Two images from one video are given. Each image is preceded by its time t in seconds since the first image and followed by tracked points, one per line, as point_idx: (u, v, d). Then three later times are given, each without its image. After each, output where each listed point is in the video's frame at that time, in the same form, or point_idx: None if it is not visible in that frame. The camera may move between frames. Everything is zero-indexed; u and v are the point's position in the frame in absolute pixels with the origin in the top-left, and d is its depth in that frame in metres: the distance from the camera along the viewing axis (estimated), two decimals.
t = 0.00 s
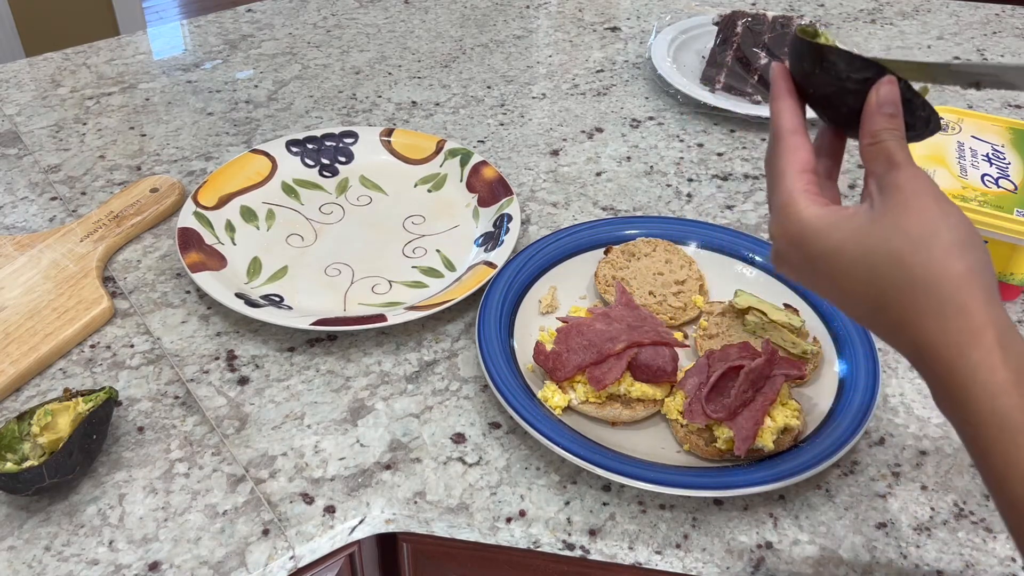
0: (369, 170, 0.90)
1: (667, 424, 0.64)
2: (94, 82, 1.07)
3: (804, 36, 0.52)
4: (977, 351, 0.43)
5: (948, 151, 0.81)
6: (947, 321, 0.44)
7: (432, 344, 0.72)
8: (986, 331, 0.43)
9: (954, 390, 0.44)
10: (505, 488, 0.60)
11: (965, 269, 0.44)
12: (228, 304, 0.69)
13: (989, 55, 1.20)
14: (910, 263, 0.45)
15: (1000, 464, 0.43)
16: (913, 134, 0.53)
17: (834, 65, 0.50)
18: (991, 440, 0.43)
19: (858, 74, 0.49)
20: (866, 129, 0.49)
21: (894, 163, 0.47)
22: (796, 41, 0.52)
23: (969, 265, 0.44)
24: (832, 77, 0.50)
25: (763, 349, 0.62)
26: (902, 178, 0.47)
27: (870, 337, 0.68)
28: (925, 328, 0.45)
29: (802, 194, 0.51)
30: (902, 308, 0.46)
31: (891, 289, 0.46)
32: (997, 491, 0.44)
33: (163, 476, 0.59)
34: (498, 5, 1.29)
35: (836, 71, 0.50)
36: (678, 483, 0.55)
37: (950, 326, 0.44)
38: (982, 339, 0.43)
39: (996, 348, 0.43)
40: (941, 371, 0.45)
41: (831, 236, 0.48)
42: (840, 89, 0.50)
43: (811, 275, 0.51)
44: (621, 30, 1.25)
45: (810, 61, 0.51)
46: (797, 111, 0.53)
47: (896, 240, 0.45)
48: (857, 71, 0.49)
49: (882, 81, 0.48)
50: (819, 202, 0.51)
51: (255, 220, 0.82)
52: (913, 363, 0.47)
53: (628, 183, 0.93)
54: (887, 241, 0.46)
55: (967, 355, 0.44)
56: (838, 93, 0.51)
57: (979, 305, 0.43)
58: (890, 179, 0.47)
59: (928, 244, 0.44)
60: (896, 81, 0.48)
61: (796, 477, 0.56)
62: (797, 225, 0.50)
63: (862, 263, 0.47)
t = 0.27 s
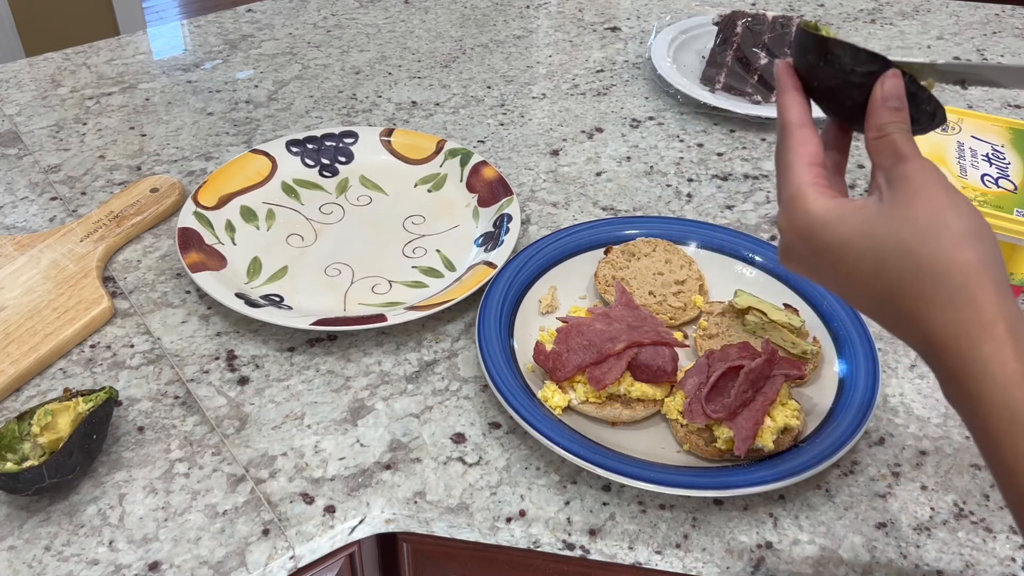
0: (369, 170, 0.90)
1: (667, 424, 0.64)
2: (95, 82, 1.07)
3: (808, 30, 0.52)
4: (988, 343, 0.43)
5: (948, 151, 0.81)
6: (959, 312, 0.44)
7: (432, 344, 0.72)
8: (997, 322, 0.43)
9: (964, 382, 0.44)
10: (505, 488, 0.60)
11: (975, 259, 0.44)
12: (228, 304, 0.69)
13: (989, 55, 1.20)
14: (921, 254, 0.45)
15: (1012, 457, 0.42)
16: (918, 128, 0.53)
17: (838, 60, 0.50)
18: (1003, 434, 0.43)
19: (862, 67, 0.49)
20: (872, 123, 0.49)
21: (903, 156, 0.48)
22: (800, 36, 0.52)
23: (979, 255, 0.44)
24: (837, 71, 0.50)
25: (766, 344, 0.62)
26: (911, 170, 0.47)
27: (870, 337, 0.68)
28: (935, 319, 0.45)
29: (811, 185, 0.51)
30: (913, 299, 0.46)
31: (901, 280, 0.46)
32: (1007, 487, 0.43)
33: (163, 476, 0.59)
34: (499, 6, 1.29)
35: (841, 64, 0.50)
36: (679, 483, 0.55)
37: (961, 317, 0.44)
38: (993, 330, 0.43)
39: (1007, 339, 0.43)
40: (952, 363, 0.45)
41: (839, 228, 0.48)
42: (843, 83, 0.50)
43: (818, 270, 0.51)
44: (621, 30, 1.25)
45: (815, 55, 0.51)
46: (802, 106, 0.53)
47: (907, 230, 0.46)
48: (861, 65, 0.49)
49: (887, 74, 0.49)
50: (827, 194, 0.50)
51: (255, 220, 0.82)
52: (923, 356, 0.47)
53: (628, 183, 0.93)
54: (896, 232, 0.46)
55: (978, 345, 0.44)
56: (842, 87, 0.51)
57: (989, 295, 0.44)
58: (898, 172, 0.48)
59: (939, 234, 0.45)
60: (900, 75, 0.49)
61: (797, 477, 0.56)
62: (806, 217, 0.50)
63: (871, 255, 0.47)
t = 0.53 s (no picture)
0: (369, 170, 0.90)
1: (666, 424, 0.64)
2: (95, 82, 1.07)
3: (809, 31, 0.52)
4: (991, 343, 0.44)
5: (948, 151, 0.81)
6: (961, 312, 0.44)
7: (432, 344, 0.72)
8: (999, 322, 0.43)
9: (966, 382, 0.45)
10: (505, 488, 0.60)
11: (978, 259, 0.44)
12: (228, 304, 0.69)
13: (988, 55, 1.20)
14: (923, 254, 0.45)
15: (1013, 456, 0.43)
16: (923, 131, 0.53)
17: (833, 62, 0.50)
18: (1005, 434, 0.43)
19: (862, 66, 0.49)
20: (872, 123, 0.48)
21: (904, 155, 0.47)
22: (801, 36, 0.52)
23: (982, 254, 0.44)
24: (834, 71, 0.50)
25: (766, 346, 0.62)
26: (914, 169, 0.47)
27: (870, 337, 0.68)
28: (937, 318, 0.45)
29: (812, 185, 0.51)
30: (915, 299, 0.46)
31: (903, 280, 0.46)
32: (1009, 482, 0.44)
33: (163, 476, 0.59)
34: (498, 5, 1.29)
35: (842, 65, 0.49)
36: (679, 483, 0.55)
37: (964, 317, 0.44)
38: (994, 329, 0.43)
39: (1009, 339, 0.43)
40: (954, 362, 0.45)
41: (841, 228, 0.48)
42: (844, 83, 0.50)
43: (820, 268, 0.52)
44: (621, 30, 1.25)
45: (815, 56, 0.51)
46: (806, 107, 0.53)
47: (909, 231, 0.46)
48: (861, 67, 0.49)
49: (887, 75, 0.48)
50: (828, 195, 0.51)
51: (255, 220, 0.82)
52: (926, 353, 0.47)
53: (628, 183, 0.93)
54: (898, 233, 0.46)
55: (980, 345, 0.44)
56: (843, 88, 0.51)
57: (991, 296, 0.44)
58: (901, 171, 0.47)
59: (941, 234, 0.45)
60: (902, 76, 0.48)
61: (797, 476, 0.56)
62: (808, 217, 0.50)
63: (873, 254, 0.47)
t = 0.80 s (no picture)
0: (369, 170, 0.90)
1: (666, 424, 0.64)
2: (95, 82, 1.07)
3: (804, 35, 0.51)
4: (984, 347, 0.44)
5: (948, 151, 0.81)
6: (954, 317, 0.44)
7: (432, 344, 0.72)
8: (991, 326, 0.44)
9: (960, 386, 0.45)
10: (505, 488, 0.60)
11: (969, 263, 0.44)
12: (228, 304, 0.69)
13: (989, 55, 1.20)
14: (916, 259, 0.45)
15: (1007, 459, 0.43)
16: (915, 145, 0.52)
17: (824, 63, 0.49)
18: (1000, 437, 0.43)
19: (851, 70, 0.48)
20: (862, 131, 0.48)
21: (896, 162, 0.47)
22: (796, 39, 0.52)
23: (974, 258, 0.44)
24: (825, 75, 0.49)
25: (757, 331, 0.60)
26: (906, 175, 0.47)
27: (869, 337, 0.68)
28: (930, 323, 0.45)
29: (806, 192, 0.51)
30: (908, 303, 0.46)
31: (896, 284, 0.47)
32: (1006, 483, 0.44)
33: (163, 476, 0.59)
34: (499, 5, 1.29)
35: (830, 69, 0.49)
36: (679, 483, 0.55)
37: (957, 322, 0.44)
38: (986, 333, 0.44)
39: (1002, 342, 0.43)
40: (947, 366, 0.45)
41: (834, 234, 0.49)
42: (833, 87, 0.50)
43: (815, 273, 0.52)
44: (621, 30, 1.25)
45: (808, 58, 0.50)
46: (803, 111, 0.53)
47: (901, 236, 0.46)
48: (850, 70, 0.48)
49: (874, 83, 0.48)
50: (822, 201, 0.51)
51: (255, 220, 0.82)
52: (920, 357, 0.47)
53: (628, 183, 0.93)
54: (890, 238, 0.46)
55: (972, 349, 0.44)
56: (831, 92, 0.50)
57: (983, 300, 0.44)
58: (893, 177, 0.47)
59: (934, 239, 0.45)
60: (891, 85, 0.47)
61: (797, 476, 0.56)
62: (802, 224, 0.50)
63: (866, 260, 0.47)
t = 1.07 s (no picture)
0: (369, 170, 0.90)
1: (666, 424, 0.64)
2: (95, 82, 1.07)
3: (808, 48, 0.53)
4: (976, 352, 0.43)
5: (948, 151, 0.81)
6: (946, 321, 0.44)
7: (433, 344, 0.72)
8: (983, 331, 0.43)
9: (951, 391, 0.44)
10: (505, 488, 0.60)
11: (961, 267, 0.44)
12: (228, 304, 0.69)
13: (989, 55, 1.20)
14: (908, 263, 0.45)
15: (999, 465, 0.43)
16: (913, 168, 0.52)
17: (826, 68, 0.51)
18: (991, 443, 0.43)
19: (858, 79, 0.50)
20: (862, 142, 0.49)
21: (893, 170, 0.47)
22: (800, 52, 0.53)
23: (966, 263, 0.44)
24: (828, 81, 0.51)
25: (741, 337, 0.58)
26: (901, 182, 0.47)
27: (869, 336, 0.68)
28: (922, 327, 0.45)
29: (802, 197, 0.51)
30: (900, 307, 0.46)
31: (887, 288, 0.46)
32: (999, 493, 0.44)
33: (163, 476, 0.59)
34: (498, 5, 1.29)
35: (836, 73, 0.51)
36: (678, 483, 0.55)
37: (947, 326, 0.44)
38: (978, 338, 0.43)
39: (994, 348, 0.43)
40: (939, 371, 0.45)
41: (828, 238, 0.49)
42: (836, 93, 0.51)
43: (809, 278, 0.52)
44: (621, 30, 1.25)
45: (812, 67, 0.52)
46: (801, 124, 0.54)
47: (893, 240, 0.46)
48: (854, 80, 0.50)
49: (878, 96, 0.49)
50: (818, 206, 0.51)
51: (255, 220, 0.82)
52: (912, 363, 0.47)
53: (628, 183, 0.93)
54: (883, 243, 0.46)
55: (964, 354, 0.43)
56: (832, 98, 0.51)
57: (975, 304, 0.43)
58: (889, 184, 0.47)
59: (926, 243, 0.45)
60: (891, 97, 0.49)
61: (797, 476, 0.56)
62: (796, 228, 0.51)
63: (858, 264, 0.47)
